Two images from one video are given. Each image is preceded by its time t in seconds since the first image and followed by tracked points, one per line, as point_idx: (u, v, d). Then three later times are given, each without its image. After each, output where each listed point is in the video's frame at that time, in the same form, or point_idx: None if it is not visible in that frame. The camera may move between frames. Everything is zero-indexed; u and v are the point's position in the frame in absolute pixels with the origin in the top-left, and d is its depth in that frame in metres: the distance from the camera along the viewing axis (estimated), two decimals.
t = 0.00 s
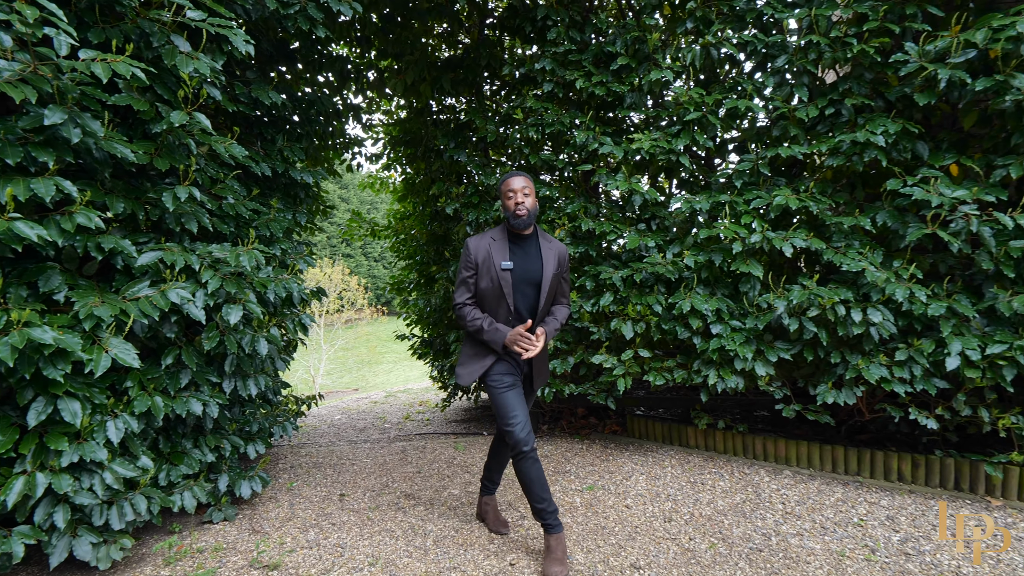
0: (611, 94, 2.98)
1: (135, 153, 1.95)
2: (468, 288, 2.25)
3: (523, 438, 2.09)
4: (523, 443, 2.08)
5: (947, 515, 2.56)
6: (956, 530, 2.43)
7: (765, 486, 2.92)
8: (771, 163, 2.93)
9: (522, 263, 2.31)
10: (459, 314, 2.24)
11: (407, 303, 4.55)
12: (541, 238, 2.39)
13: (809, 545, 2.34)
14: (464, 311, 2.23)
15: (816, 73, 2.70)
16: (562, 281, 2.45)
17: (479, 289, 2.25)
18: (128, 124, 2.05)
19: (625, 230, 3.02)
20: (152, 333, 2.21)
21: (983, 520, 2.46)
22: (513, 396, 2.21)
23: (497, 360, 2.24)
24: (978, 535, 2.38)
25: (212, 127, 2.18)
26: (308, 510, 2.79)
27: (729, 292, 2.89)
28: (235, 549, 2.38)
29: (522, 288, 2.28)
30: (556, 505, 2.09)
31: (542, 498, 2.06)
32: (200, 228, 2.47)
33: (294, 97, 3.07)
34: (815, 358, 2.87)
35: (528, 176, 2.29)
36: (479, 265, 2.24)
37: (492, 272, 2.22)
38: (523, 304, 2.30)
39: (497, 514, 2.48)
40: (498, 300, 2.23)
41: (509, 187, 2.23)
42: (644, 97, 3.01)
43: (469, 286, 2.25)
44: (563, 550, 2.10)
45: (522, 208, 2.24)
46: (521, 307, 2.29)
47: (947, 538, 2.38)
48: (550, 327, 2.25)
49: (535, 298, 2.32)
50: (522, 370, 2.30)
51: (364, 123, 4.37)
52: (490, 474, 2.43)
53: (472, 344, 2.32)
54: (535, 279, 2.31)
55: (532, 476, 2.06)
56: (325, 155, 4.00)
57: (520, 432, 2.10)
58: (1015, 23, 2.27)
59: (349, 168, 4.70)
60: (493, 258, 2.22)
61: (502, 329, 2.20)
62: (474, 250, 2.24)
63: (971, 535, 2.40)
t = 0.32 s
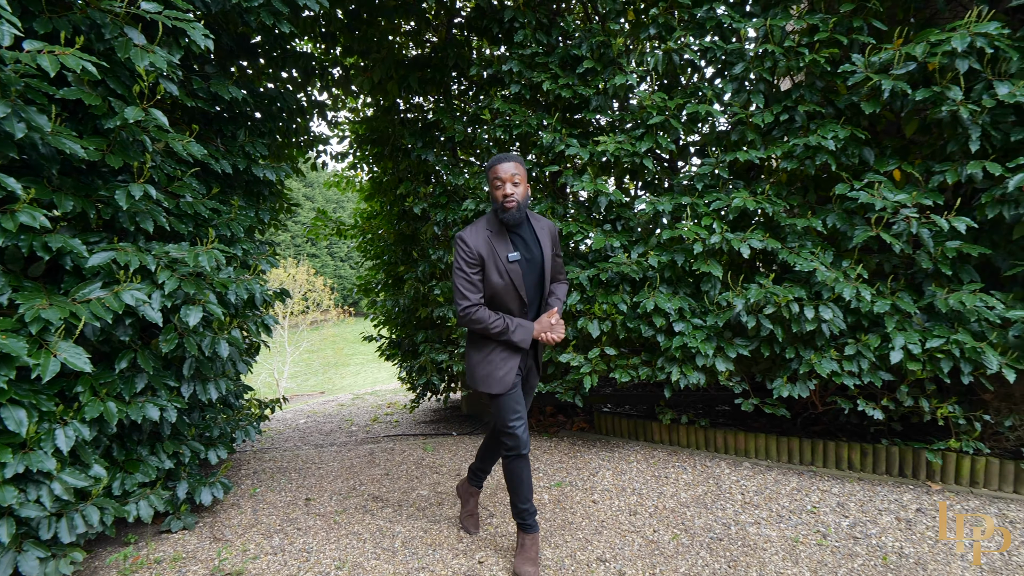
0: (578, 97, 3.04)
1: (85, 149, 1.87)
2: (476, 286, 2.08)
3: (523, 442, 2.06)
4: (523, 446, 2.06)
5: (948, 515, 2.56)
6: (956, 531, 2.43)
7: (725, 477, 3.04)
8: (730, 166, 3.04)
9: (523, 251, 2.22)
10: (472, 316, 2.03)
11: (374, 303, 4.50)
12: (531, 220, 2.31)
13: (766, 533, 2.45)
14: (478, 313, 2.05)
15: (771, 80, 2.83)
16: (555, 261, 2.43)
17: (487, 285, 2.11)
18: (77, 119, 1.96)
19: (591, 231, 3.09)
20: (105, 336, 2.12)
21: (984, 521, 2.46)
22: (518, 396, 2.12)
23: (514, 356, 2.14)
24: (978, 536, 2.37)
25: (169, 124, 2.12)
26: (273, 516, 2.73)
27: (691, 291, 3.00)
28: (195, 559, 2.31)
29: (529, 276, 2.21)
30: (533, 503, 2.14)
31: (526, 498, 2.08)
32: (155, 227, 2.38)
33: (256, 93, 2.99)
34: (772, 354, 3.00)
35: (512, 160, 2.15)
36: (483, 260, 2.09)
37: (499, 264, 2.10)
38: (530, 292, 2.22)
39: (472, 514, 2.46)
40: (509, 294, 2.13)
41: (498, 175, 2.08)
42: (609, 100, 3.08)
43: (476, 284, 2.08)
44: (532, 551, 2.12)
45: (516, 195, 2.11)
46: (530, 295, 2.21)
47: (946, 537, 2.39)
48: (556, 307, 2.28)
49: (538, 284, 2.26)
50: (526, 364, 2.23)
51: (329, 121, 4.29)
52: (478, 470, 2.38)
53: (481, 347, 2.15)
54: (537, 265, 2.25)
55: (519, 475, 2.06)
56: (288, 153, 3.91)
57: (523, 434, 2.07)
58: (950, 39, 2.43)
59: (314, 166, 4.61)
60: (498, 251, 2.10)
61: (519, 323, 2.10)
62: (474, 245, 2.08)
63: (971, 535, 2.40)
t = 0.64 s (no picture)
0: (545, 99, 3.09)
1: (28, 144, 1.78)
2: (472, 270, 1.97)
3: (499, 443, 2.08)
4: (496, 447, 2.07)
5: (948, 514, 2.57)
6: (956, 530, 2.44)
7: (688, 471, 3.13)
8: (692, 169, 3.14)
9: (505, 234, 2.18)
10: (476, 300, 1.91)
11: (340, 304, 4.43)
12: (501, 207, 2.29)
13: (726, 523, 2.54)
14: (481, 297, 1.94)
15: (729, 87, 2.94)
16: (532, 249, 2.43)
17: (481, 269, 2.02)
18: (19, 112, 1.86)
19: (557, 232, 3.13)
20: (50, 341, 2.02)
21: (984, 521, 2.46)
22: (508, 392, 2.06)
23: (515, 344, 2.07)
24: (978, 535, 2.38)
25: (120, 119, 2.03)
26: (234, 524, 2.65)
27: (654, 290, 3.09)
28: (151, 571, 2.22)
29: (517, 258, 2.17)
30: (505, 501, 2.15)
31: (497, 494, 2.10)
32: (106, 226, 2.28)
33: (214, 88, 2.90)
34: (731, 350, 3.11)
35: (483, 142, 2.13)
36: (473, 243, 2.01)
37: (490, 245, 2.04)
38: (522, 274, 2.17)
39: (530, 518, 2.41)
40: (505, 275, 2.06)
41: (477, 156, 2.04)
42: (575, 103, 3.13)
43: (471, 268, 1.97)
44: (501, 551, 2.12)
45: (496, 173, 2.09)
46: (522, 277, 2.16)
47: (945, 537, 2.40)
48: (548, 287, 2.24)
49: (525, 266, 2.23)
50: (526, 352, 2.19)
51: (292, 118, 4.18)
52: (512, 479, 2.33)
53: (480, 341, 2.05)
54: (521, 248, 2.23)
55: (489, 475, 2.08)
56: (249, 150, 3.80)
57: (499, 435, 2.07)
58: (893, 52, 2.59)
59: (277, 163, 4.48)
60: (487, 232, 2.04)
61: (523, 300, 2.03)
62: (461, 229, 2.00)
63: (971, 535, 2.40)
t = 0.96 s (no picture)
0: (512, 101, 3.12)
1: None
2: (448, 275, 1.96)
3: (473, 449, 2.07)
4: (471, 453, 2.07)
5: (948, 514, 2.58)
6: (956, 531, 2.45)
7: (652, 467, 3.21)
8: (655, 172, 3.21)
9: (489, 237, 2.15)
10: (450, 306, 1.90)
11: (303, 306, 4.32)
12: (492, 209, 2.25)
13: (688, 517, 2.62)
14: (457, 302, 1.92)
15: (689, 93, 3.03)
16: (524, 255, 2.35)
17: (459, 273, 2.00)
18: None
19: (524, 233, 3.15)
20: None
21: (983, 521, 2.47)
22: (485, 400, 2.02)
23: (495, 350, 2.03)
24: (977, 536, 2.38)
25: (63, 112, 1.93)
26: (191, 535, 2.56)
27: (618, 290, 3.15)
28: None
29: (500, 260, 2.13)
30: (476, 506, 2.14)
31: (468, 498, 2.12)
32: (48, 226, 2.17)
33: (167, 81, 2.78)
34: (692, 349, 3.21)
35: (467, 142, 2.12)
36: (452, 246, 1.99)
37: (469, 249, 2.01)
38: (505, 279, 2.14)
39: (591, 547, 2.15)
40: (485, 280, 2.03)
41: (456, 156, 2.03)
42: (541, 105, 3.17)
43: (448, 272, 1.97)
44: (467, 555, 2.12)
45: (478, 173, 2.07)
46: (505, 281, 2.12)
47: (945, 538, 2.40)
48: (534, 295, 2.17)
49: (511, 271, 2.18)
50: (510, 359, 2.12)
51: (252, 113, 4.05)
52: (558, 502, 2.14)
53: (460, 347, 2.03)
54: (506, 251, 2.18)
55: (462, 479, 2.10)
56: (205, 146, 3.67)
57: (473, 442, 2.06)
58: (840, 63, 2.72)
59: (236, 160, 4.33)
60: (467, 235, 2.02)
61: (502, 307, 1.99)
62: (440, 232, 1.99)
63: (971, 535, 2.41)
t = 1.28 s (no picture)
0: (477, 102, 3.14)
1: None
2: (436, 279, 1.94)
3: (458, 463, 2.02)
4: (454, 467, 2.02)
5: (947, 515, 2.59)
6: (956, 530, 2.47)
7: (617, 464, 3.26)
8: (618, 175, 3.27)
9: (492, 243, 2.06)
10: (431, 311, 1.89)
11: (262, 308, 4.18)
12: (507, 215, 2.17)
13: (652, 512, 2.68)
14: (439, 308, 1.89)
15: (652, 98, 3.11)
16: (538, 265, 2.19)
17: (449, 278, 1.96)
18: None
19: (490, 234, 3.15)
20: None
21: (982, 519, 2.49)
22: (473, 413, 1.97)
23: (483, 363, 1.95)
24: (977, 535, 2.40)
25: None
26: (142, 551, 2.44)
27: (584, 291, 3.20)
28: None
29: (498, 268, 2.03)
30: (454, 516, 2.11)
31: (446, 507, 2.08)
32: None
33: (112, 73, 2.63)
34: (655, 348, 3.29)
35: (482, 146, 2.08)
36: (446, 249, 1.96)
37: (462, 253, 1.96)
38: (503, 288, 2.03)
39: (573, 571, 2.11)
40: (475, 286, 1.96)
41: (465, 157, 1.99)
42: (507, 107, 3.18)
43: (438, 276, 1.94)
44: (436, 560, 2.10)
45: (484, 177, 2.00)
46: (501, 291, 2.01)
47: (945, 537, 2.42)
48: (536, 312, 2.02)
49: (514, 281, 2.05)
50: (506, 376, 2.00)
51: (206, 109, 3.88)
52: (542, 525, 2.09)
53: (447, 355, 1.99)
54: (509, 260, 2.06)
55: (445, 490, 2.06)
56: (155, 142, 3.49)
57: (458, 456, 2.01)
58: (793, 73, 2.85)
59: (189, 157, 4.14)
60: (461, 239, 1.98)
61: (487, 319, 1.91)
62: (435, 235, 1.98)
63: (970, 535, 2.43)
